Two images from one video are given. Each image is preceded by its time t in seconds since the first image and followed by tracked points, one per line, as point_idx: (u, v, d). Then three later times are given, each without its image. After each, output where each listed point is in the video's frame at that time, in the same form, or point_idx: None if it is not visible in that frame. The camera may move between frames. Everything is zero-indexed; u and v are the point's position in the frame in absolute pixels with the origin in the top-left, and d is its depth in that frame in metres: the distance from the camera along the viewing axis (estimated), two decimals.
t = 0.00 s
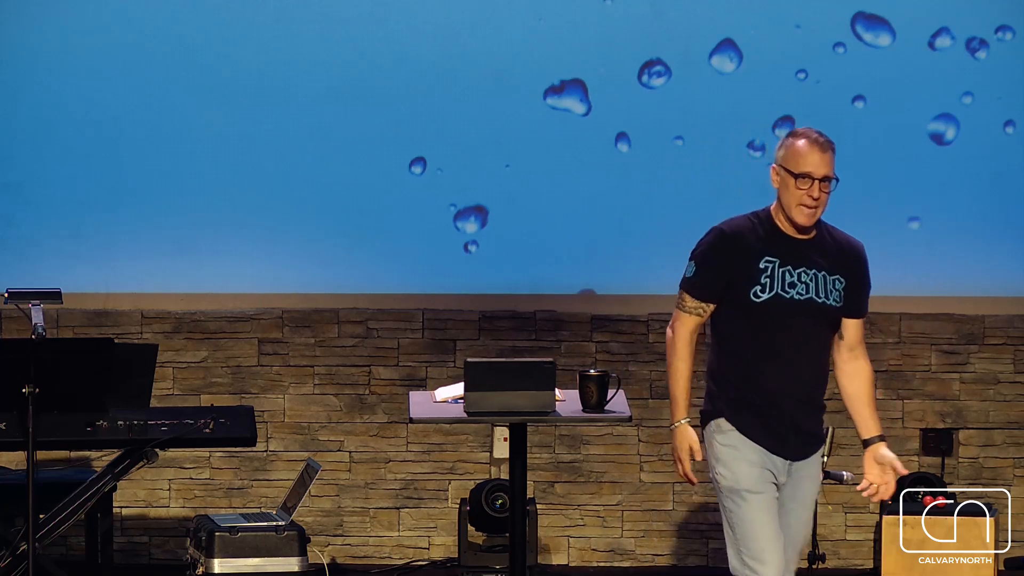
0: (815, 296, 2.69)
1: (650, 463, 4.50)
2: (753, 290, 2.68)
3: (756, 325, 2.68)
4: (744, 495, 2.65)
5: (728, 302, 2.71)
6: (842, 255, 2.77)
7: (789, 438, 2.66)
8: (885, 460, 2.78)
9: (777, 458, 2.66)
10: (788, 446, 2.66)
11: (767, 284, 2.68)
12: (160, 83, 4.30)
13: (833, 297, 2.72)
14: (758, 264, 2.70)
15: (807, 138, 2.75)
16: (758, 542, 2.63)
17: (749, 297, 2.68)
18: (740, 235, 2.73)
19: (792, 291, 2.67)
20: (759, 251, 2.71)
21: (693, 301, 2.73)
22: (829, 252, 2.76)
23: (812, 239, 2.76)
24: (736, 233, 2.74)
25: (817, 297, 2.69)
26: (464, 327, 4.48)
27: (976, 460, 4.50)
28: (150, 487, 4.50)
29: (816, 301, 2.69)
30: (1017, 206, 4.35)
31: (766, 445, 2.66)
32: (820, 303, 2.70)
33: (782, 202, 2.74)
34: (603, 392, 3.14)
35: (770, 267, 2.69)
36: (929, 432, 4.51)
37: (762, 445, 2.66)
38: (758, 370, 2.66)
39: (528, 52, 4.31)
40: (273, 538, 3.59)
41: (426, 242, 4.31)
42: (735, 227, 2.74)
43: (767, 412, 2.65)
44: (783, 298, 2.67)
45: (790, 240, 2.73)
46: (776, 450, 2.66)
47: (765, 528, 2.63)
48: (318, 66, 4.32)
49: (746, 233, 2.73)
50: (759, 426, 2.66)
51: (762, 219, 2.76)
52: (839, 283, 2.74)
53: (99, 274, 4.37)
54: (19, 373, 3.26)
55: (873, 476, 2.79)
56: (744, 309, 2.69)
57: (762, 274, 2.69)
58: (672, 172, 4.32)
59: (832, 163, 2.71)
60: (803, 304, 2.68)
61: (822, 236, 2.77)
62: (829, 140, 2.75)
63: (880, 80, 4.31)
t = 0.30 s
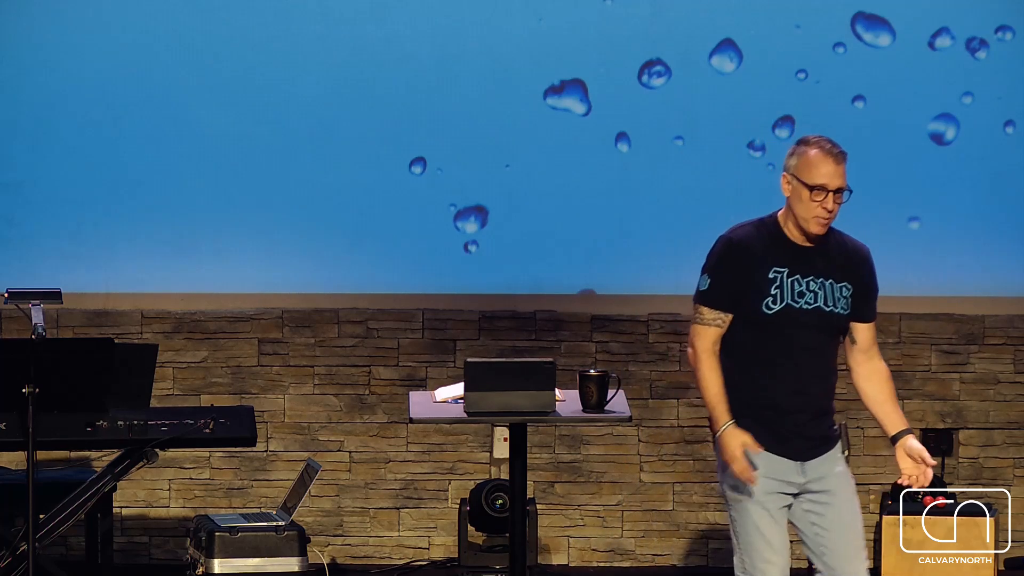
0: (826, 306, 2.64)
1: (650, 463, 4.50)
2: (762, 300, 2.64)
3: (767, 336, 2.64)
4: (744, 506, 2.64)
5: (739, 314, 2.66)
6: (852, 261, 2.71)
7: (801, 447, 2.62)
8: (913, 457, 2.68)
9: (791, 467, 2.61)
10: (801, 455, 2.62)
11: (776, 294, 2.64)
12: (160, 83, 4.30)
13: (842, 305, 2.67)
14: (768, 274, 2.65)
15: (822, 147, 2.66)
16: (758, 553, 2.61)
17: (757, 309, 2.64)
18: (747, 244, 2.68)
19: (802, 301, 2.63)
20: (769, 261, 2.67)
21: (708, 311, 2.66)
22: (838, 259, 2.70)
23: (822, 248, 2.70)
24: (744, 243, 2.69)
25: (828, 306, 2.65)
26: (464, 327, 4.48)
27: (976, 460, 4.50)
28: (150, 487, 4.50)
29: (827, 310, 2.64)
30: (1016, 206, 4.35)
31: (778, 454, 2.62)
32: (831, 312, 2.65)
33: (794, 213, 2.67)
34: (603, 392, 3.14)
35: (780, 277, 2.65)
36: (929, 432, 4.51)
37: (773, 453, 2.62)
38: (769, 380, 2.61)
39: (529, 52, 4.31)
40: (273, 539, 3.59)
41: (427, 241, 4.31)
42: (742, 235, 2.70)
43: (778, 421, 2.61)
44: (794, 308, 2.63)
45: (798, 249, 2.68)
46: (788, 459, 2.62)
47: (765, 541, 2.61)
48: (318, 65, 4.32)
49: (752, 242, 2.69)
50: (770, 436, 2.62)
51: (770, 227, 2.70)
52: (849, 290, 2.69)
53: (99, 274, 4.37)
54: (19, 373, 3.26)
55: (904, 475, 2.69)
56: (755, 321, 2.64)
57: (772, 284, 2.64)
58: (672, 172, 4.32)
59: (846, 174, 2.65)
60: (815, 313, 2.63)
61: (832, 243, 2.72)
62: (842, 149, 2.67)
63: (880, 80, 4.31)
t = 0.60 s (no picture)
0: (856, 303, 2.63)
1: (650, 463, 4.50)
2: (791, 296, 2.64)
3: (796, 332, 2.63)
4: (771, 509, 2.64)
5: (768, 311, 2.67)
6: (885, 260, 2.69)
7: (826, 446, 2.62)
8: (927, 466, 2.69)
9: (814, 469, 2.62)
10: (825, 454, 2.62)
11: (805, 291, 2.64)
12: (160, 83, 4.30)
13: (873, 303, 2.65)
14: (797, 271, 2.66)
15: (847, 142, 2.69)
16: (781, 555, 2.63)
17: (785, 305, 2.64)
18: (777, 241, 2.69)
19: (831, 298, 2.62)
20: (799, 257, 2.67)
21: (736, 308, 2.68)
22: (869, 257, 2.68)
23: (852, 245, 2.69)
24: (774, 239, 2.69)
25: (858, 303, 2.63)
26: (464, 327, 4.48)
27: (976, 460, 4.51)
28: (150, 487, 4.50)
29: (857, 308, 2.63)
30: (1016, 207, 4.35)
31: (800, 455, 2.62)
32: (862, 310, 2.63)
33: (822, 208, 2.68)
34: (603, 392, 3.14)
35: (808, 274, 2.65)
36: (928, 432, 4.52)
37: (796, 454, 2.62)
38: (795, 378, 2.62)
39: (529, 52, 4.31)
40: (273, 539, 3.59)
41: (427, 240, 4.31)
42: (772, 232, 2.71)
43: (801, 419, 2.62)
44: (823, 306, 2.62)
45: (829, 246, 2.68)
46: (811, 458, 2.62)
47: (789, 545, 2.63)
48: (318, 65, 4.32)
49: (782, 239, 2.69)
50: (793, 434, 2.62)
51: (798, 225, 2.71)
52: (880, 289, 2.67)
53: (98, 274, 4.37)
54: (20, 373, 3.26)
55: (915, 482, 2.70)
56: (784, 317, 2.64)
57: (800, 280, 2.64)
58: (672, 172, 4.32)
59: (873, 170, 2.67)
60: (844, 311, 2.62)
61: (864, 241, 2.70)
62: (870, 146, 2.70)
63: (880, 80, 4.31)
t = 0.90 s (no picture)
0: (916, 305, 2.60)
1: (650, 463, 4.50)
2: (849, 297, 2.63)
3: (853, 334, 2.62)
4: (822, 509, 2.67)
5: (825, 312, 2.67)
6: (951, 263, 2.64)
7: (880, 451, 2.62)
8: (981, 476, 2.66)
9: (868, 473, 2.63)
10: (880, 457, 2.62)
11: (862, 292, 2.62)
12: (161, 83, 4.30)
13: (935, 305, 2.61)
14: (856, 271, 2.64)
15: (910, 144, 2.67)
16: (828, 554, 2.66)
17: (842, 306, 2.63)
18: (836, 241, 2.67)
19: (889, 300, 2.60)
20: (859, 257, 2.65)
21: (793, 309, 2.69)
22: (934, 260, 2.64)
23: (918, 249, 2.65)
24: (836, 238, 2.68)
25: (918, 305, 2.60)
26: (464, 326, 4.48)
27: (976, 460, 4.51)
28: (150, 487, 4.50)
29: (916, 310, 2.60)
30: (1017, 207, 4.34)
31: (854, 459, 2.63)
32: (921, 312, 2.60)
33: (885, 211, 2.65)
34: (603, 392, 3.14)
35: (868, 274, 2.63)
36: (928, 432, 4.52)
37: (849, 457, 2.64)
38: (851, 381, 2.61)
39: (529, 52, 4.31)
40: (273, 539, 3.59)
41: (427, 240, 4.31)
42: (835, 231, 2.69)
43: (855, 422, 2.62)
44: (880, 307, 2.60)
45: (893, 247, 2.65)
46: (866, 460, 2.63)
47: (839, 544, 2.66)
48: (318, 65, 4.32)
49: (843, 239, 2.67)
50: (846, 435, 2.63)
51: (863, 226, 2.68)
52: (944, 292, 2.62)
53: (98, 274, 4.37)
54: (19, 373, 3.26)
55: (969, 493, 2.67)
56: (840, 318, 2.64)
57: (859, 281, 2.63)
58: (672, 172, 4.33)
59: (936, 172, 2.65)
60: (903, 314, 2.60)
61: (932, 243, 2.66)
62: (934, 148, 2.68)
63: (879, 80, 4.31)
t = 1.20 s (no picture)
0: (935, 298, 2.61)
1: (650, 463, 4.50)
2: (868, 288, 2.66)
3: (871, 325, 2.65)
4: (846, 506, 2.68)
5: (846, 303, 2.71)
6: (975, 258, 2.64)
7: (897, 444, 2.64)
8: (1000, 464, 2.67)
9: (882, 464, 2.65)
10: (894, 449, 2.64)
11: (881, 283, 2.65)
12: (161, 83, 4.30)
13: (956, 299, 2.61)
14: (876, 263, 2.66)
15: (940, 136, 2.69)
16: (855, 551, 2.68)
17: (860, 297, 2.67)
18: (860, 234, 2.71)
19: (908, 291, 2.62)
20: (880, 249, 2.67)
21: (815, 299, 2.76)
22: (958, 254, 2.64)
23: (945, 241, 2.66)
24: (859, 230, 2.71)
25: (937, 297, 2.61)
26: (464, 327, 4.48)
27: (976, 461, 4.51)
28: (150, 487, 4.50)
29: (936, 303, 2.61)
30: (1018, 206, 4.33)
31: (868, 450, 2.66)
32: (941, 305, 2.61)
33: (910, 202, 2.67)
34: (603, 392, 3.14)
35: (888, 266, 2.65)
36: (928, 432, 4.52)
37: (863, 449, 2.66)
38: (869, 371, 2.65)
39: (529, 52, 4.31)
40: (273, 539, 3.59)
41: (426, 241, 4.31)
42: (860, 224, 2.73)
43: (869, 412, 2.65)
44: (898, 299, 2.62)
45: (916, 241, 2.66)
46: (883, 453, 2.65)
47: (865, 542, 2.67)
48: (318, 65, 4.32)
49: (867, 231, 2.70)
50: (862, 428, 2.67)
51: (888, 218, 2.70)
52: (966, 287, 2.62)
53: (98, 275, 4.37)
54: (19, 373, 3.26)
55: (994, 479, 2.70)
56: (859, 309, 2.67)
57: (878, 273, 2.65)
58: (672, 172, 4.33)
59: (962, 163, 2.66)
60: (920, 306, 2.61)
61: (958, 238, 2.66)
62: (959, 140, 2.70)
63: (879, 80, 4.31)
